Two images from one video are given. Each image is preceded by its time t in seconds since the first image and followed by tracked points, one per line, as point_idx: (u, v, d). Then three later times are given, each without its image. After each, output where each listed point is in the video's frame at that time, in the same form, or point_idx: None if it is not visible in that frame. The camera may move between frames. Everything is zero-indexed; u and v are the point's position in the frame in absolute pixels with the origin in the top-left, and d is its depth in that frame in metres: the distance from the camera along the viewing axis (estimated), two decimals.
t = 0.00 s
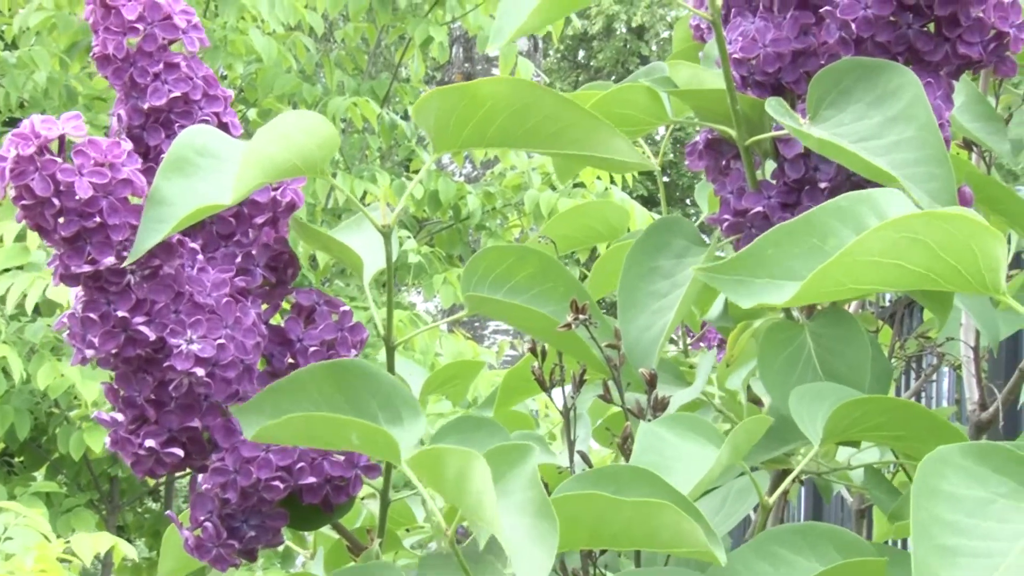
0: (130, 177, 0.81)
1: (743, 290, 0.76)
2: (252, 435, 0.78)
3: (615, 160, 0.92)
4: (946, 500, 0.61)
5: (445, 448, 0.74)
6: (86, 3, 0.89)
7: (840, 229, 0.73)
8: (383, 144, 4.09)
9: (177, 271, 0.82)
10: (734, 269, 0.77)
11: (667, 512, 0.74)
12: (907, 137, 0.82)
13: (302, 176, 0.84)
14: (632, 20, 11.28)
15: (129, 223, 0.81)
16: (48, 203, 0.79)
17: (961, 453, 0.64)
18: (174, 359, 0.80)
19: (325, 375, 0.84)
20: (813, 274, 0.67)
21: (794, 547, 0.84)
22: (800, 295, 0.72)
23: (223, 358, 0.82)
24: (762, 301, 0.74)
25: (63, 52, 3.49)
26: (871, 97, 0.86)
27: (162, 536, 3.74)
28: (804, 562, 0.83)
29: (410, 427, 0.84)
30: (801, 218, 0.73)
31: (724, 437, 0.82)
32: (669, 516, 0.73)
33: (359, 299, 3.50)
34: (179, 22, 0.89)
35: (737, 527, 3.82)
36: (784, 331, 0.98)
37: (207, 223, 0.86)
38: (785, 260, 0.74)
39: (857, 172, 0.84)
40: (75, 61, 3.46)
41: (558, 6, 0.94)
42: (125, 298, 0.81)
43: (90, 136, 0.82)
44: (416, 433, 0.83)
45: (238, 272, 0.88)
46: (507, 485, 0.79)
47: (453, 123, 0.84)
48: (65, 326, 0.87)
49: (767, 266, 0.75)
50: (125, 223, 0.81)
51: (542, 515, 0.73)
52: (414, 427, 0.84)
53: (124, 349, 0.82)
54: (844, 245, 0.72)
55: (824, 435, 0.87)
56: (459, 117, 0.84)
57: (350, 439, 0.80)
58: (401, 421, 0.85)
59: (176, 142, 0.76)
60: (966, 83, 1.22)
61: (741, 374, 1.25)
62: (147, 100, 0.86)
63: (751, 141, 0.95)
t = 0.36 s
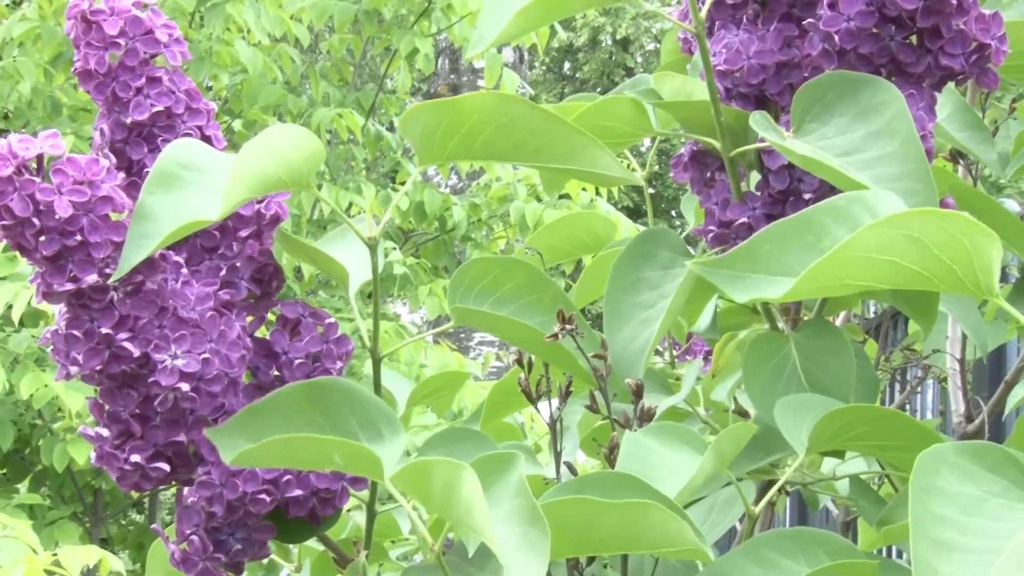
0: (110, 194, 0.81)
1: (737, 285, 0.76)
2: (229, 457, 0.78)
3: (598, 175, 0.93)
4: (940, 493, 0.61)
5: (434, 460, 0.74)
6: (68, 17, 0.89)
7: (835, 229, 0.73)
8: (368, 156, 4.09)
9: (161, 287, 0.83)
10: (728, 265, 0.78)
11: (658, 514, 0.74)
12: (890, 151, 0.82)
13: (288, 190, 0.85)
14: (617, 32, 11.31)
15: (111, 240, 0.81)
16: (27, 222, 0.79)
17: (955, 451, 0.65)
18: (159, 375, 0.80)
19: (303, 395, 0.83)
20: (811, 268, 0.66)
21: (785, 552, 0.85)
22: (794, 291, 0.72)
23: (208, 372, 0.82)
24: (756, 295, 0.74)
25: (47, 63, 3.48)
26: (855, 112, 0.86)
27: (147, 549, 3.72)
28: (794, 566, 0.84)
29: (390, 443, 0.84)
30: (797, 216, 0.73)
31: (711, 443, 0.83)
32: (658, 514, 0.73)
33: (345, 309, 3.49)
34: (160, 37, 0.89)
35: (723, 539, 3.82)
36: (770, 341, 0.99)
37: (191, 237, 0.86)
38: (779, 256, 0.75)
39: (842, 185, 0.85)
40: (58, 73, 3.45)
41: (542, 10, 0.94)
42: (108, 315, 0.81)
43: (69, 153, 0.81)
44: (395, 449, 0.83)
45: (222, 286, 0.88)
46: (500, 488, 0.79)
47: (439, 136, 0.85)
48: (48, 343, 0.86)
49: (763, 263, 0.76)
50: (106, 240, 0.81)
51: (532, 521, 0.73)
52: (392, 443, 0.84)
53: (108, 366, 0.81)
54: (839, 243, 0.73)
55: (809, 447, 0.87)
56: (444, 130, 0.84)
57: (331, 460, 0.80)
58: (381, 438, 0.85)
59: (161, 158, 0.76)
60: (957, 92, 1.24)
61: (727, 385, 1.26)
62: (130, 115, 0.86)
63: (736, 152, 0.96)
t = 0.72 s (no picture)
0: (100, 208, 0.80)
1: (723, 317, 0.76)
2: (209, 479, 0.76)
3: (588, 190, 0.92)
4: (920, 527, 0.61)
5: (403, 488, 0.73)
6: (57, 28, 0.88)
7: (821, 257, 0.72)
8: (356, 166, 4.08)
9: (149, 300, 0.81)
10: (713, 297, 0.77)
11: (643, 547, 0.73)
12: (881, 164, 0.82)
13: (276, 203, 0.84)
14: (604, 43, 11.33)
15: (99, 253, 0.80)
16: (15, 235, 0.78)
17: (934, 479, 0.65)
18: (146, 388, 0.79)
19: (284, 415, 0.81)
20: (794, 305, 0.66)
21: (775, 563, 0.84)
22: (779, 325, 0.71)
23: (194, 387, 0.81)
24: (745, 328, 0.73)
25: (33, 72, 3.46)
26: (846, 126, 0.86)
27: (131, 561, 3.70)
28: None
29: (368, 464, 0.82)
30: (784, 243, 0.72)
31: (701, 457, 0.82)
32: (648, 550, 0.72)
33: (332, 320, 3.48)
34: (149, 48, 0.88)
35: (709, 551, 3.81)
36: (760, 354, 0.98)
37: (179, 249, 0.86)
38: (764, 289, 0.74)
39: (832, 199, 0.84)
40: (45, 82, 3.44)
41: (533, 29, 0.92)
42: (95, 328, 0.81)
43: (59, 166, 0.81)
44: (379, 466, 0.81)
45: (210, 298, 0.87)
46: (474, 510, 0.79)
47: (428, 149, 0.84)
48: (33, 356, 0.86)
49: (749, 293, 0.75)
50: (95, 253, 0.80)
51: (503, 550, 0.72)
52: (374, 460, 0.82)
53: (95, 379, 0.80)
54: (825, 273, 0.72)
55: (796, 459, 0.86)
56: (433, 142, 0.84)
57: (313, 479, 0.79)
58: (362, 455, 0.83)
59: (149, 167, 0.75)
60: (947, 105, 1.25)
61: (715, 397, 1.26)
62: (118, 127, 0.86)
63: (726, 165, 0.95)
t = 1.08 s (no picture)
0: (64, 236, 0.79)
1: (677, 350, 0.72)
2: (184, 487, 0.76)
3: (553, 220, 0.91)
4: (883, 550, 0.61)
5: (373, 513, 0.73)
6: (18, 50, 0.87)
7: (770, 284, 0.72)
8: (340, 178, 4.07)
9: (116, 325, 0.81)
10: (664, 329, 0.73)
11: (615, 568, 0.72)
12: (854, 186, 0.82)
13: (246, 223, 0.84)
14: (589, 55, 11.33)
15: (64, 281, 0.79)
16: None
17: (902, 498, 0.65)
18: (113, 416, 0.79)
19: (261, 426, 0.81)
20: (748, 339, 0.65)
21: None
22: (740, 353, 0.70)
23: (163, 412, 0.81)
24: (700, 361, 0.71)
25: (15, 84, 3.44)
26: (819, 144, 0.86)
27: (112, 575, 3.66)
28: None
29: (346, 480, 0.82)
30: (739, 271, 0.71)
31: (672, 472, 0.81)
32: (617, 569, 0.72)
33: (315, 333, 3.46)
34: (114, 69, 0.87)
35: (695, 565, 3.80)
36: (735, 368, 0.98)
37: (147, 269, 0.85)
38: (718, 318, 0.72)
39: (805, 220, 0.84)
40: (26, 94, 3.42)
41: (506, 59, 0.94)
42: (61, 356, 0.80)
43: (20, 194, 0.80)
44: (354, 487, 0.81)
45: (179, 318, 0.87)
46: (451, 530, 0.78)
47: (397, 172, 0.84)
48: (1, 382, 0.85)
49: (700, 324, 0.72)
50: (59, 282, 0.79)
51: None
52: (351, 479, 0.82)
53: (61, 408, 0.80)
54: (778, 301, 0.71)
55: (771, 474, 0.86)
56: (398, 167, 0.83)
57: (287, 495, 0.78)
58: (338, 472, 0.83)
59: (116, 190, 0.75)
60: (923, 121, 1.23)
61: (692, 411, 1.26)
62: (84, 149, 0.85)
63: (700, 180, 0.95)
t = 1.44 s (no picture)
0: (60, 234, 0.79)
1: (686, 342, 0.75)
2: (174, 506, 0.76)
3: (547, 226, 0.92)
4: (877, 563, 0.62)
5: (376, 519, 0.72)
6: (18, 53, 0.89)
7: (781, 284, 0.73)
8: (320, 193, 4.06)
9: (109, 328, 0.81)
10: (673, 319, 0.76)
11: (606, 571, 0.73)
12: (838, 199, 0.83)
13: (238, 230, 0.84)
14: (569, 71, 11.36)
15: (59, 280, 0.79)
16: None
17: (898, 503, 0.66)
18: (104, 417, 0.79)
19: (247, 444, 0.81)
20: (760, 332, 0.66)
21: None
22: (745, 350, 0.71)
23: (154, 415, 0.81)
24: (706, 353, 0.73)
25: None
26: (803, 158, 0.87)
27: None
28: None
29: (336, 493, 0.82)
30: (747, 271, 0.72)
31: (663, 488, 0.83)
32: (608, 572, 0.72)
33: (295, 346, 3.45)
34: (111, 75, 0.88)
35: None
36: (719, 385, 0.99)
37: (139, 275, 0.86)
38: (727, 311, 0.74)
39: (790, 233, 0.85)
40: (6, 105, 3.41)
41: (489, 70, 0.95)
42: (54, 355, 0.80)
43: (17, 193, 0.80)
44: (344, 497, 0.81)
45: (170, 325, 0.87)
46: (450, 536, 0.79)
47: (389, 182, 0.85)
48: None
49: (710, 317, 0.75)
50: (55, 280, 0.79)
51: None
52: (340, 491, 0.82)
53: (52, 408, 0.80)
54: (786, 300, 0.72)
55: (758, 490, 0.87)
56: (391, 177, 0.84)
57: (277, 510, 0.78)
58: (327, 485, 0.83)
59: (108, 194, 0.75)
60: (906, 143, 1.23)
61: (678, 426, 1.28)
62: (79, 153, 0.85)
63: (687, 196, 0.96)
